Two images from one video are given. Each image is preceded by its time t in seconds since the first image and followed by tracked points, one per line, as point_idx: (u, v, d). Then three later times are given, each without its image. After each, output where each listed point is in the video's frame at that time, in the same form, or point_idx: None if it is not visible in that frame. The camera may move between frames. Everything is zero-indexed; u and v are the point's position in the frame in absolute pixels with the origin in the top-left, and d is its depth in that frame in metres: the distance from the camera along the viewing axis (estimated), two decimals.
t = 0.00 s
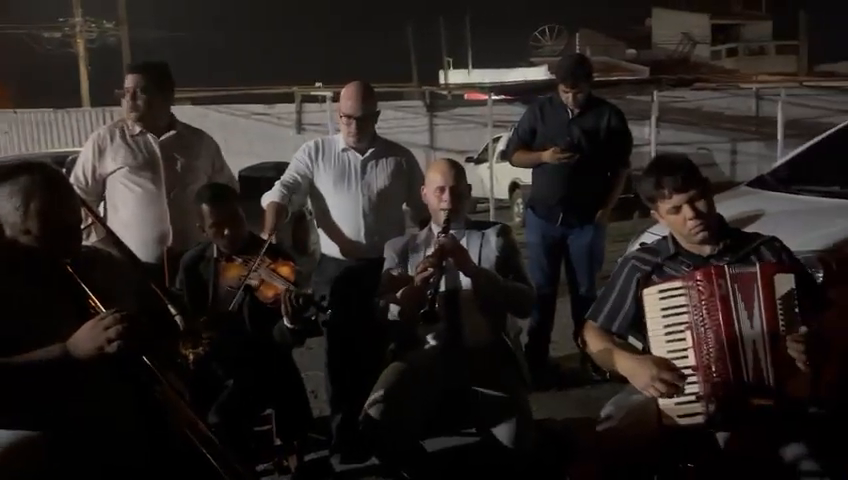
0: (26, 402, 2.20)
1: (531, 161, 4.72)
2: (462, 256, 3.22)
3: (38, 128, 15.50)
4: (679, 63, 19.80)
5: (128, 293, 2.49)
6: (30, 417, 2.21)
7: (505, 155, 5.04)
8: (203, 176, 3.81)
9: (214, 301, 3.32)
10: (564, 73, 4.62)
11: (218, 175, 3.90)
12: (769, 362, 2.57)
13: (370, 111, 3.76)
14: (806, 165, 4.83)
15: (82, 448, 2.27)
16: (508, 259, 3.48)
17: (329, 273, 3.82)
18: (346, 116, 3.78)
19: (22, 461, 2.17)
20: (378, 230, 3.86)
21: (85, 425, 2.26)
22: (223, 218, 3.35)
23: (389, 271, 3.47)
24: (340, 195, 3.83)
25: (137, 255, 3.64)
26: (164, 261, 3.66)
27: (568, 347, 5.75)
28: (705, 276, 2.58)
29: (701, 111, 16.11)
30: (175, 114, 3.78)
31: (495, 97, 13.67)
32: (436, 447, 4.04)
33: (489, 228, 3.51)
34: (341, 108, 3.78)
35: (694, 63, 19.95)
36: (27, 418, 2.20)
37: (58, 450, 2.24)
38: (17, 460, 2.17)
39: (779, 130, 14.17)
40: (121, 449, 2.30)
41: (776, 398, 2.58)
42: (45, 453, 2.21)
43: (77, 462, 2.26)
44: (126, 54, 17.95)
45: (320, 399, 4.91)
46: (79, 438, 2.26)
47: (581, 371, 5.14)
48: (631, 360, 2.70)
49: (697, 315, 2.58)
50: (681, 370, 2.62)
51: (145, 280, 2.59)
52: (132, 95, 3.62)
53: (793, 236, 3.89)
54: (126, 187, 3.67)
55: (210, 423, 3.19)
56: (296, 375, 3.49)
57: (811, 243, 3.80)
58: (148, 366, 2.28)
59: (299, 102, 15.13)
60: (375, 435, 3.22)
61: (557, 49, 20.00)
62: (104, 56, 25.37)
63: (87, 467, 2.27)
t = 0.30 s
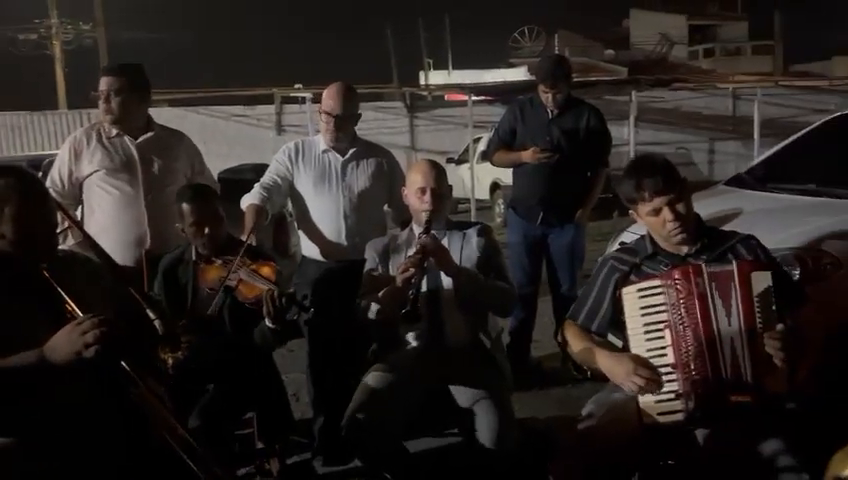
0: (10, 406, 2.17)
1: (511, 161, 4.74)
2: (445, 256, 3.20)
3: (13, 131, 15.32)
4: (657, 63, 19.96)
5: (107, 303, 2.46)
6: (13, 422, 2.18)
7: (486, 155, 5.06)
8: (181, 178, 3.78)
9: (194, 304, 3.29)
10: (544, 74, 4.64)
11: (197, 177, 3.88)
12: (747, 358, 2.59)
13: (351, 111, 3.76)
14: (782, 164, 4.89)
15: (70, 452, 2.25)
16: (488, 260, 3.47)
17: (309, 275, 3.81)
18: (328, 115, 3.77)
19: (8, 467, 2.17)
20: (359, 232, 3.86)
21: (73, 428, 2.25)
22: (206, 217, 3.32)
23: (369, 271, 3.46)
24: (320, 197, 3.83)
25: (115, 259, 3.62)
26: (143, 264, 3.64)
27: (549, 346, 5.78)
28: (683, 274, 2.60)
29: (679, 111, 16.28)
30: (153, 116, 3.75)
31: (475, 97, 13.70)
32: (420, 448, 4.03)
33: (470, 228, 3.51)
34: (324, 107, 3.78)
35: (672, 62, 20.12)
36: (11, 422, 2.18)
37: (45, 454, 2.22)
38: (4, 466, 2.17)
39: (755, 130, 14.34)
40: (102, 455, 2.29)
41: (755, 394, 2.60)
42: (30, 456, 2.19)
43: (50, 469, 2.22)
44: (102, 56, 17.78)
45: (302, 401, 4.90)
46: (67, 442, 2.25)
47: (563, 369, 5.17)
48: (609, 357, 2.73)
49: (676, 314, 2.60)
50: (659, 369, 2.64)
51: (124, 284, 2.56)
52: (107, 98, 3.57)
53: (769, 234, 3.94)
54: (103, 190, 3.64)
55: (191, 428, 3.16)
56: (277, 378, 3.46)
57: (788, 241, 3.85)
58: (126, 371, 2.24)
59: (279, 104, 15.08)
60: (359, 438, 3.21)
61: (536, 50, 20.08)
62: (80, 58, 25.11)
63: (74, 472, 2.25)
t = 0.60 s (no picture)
0: (7, 407, 2.18)
1: (493, 161, 4.74)
2: (426, 258, 3.18)
3: None
4: (636, 63, 20.11)
5: (84, 309, 2.40)
6: (12, 423, 2.19)
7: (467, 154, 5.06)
8: (160, 180, 3.74)
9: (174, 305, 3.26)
10: (525, 73, 4.65)
11: (176, 179, 3.84)
12: (731, 357, 2.60)
13: (333, 110, 3.75)
14: (761, 162, 4.94)
15: (68, 452, 2.23)
16: (471, 260, 3.46)
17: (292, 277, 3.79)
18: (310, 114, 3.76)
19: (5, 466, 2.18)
20: (341, 233, 3.84)
21: (58, 433, 2.23)
22: (185, 216, 3.30)
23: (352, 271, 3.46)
24: (301, 199, 3.81)
25: (93, 262, 3.58)
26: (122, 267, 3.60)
27: (532, 345, 5.80)
28: (667, 272, 2.61)
29: (658, 110, 16.40)
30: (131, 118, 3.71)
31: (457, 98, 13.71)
32: (403, 449, 4.02)
33: (453, 229, 3.50)
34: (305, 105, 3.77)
35: (651, 62, 20.25)
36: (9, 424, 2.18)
37: (43, 455, 2.21)
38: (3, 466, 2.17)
39: (733, 129, 14.47)
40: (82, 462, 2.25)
41: (739, 392, 2.61)
42: (28, 457, 2.19)
43: None
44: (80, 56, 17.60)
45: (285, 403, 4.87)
46: (65, 443, 2.23)
47: (546, 369, 5.18)
48: (589, 357, 2.75)
49: (659, 311, 2.61)
50: (639, 368, 2.66)
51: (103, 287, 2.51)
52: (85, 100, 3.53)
53: (751, 231, 3.96)
54: (80, 193, 3.60)
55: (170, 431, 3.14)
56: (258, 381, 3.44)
57: (768, 239, 3.88)
58: (105, 377, 2.20)
59: (259, 105, 15.01)
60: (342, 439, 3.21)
61: (517, 50, 20.15)
62: (58, 60, 24.85)
63: (72, 473, 2.24)
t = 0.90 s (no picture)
0: (0, 407, 2.10)
1: (473, 161, 4.74)
2: (407, 258, 3.19)
3: None
4: (615, 63, 20.24)
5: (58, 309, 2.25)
6: (8, 424, 2.12)
7: (447, 155, 5.06)
8: (138, 180, 3.70)
9: (152, 306, 3.21)
10: (504, 73, 4.66)
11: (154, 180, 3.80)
12: (715, 354, 2.62)
13: (312, 108, 3.73)
14: (739, 160, 4.98)
15: (66, 452, 2.16)
16: (451, 260, 3.46)
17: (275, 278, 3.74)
18: (289, 112, 3.75)
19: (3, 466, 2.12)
20: (321, 234, 3.83)
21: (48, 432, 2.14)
22: (166, 214, 3.26)
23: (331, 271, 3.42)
24: (282, 199, 3.79)
25: (70, 265, 3.55)
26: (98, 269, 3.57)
27: (514, 343, 5.81)
28: (651, 269, 2.63)
29: (637, 110, 16.55)
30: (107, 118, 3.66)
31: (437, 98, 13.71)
32: (385, 449, 4.03)
33: (433, 228, 3.49)
34: (285, 104, 3.75)
35: (629, 62, 20.38)
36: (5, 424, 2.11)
37: (41, 455, 2.14)
38: None
39: (711, 128, 14.60)
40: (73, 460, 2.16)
41: (722, 388, 2.62)
42: (26, 458, 2.12)
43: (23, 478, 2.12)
44: (57, 57, 17.39)
45: (266, 405, 4.84)
46: (63, 443, 2.15)
47: (527, 368, 5.17)
48: (574, 355, 2.76)
49: (643, 309, 2.62)
50: (623, 364, 2.66)
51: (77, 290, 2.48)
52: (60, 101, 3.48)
53: (731, 228, 3.98)
54: (56, 194, 3.56)
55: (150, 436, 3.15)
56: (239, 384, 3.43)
57: (748, 235, 3.89)
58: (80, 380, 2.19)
59: (239, 106, 14.91)
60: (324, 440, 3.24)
61: (496, 50, 20.19)
62: (33, 61, 24.55)
63: (69, 473, 2.16)
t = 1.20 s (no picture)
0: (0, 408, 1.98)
1: (452, 161, 4.73)
2: (386, 260, 3.17)
3: None
4: (592, 62, 20.37)
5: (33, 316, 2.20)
6: (6, 423, 1.98)
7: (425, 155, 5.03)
8: (112, 182, 3.64)
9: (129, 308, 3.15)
10: (482, 73, 4.66)
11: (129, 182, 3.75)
12: (695, 353, 2.62)
13: (291, 110, 3.70)
14: (716, 159, 5.01)
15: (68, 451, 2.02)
16: (431, 260, 3.41)
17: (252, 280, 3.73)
18: (267, 114, 3.71)
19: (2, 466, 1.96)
20: (299, 235, 3.80)
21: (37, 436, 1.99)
22: (138, 218, 3.23)
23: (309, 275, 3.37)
24: (261, 201, 3.76)
25: (43, 269, 3.50)
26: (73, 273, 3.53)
27: (494, 343, 5.81)
28: (631, 269, 2.63)
29: (615, 109, 16.73)
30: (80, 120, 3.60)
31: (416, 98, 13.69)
32: (364, 451, 4.02)
33: (412, 229, 3.47)
34: (264, 106, 3.71)
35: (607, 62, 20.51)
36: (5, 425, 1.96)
37: (41, 454, 2.00)
38: None
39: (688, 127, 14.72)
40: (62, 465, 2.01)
41: (701, 389, 2.63)
42: (26, 457, 1.97)
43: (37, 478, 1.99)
44: (29, 59, 17.13)
45: (245, 409, 4.79)
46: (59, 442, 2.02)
47: (507, 368, 5.16)
48: (555, 351, 2.75)
49: (623, 307, 2.63)
50: (605, 363, 2.68)
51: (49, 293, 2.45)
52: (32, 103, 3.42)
53: (709, 226, 4.00)
54: (28, 197, 3.51)
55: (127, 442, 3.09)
56: (217, 388, 3.36)
57: (726, 233, 3.92)
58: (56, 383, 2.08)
59: (216, 107, 14.80)
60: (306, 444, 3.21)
61: (474, 50, 20.23)
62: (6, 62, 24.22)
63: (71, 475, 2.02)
